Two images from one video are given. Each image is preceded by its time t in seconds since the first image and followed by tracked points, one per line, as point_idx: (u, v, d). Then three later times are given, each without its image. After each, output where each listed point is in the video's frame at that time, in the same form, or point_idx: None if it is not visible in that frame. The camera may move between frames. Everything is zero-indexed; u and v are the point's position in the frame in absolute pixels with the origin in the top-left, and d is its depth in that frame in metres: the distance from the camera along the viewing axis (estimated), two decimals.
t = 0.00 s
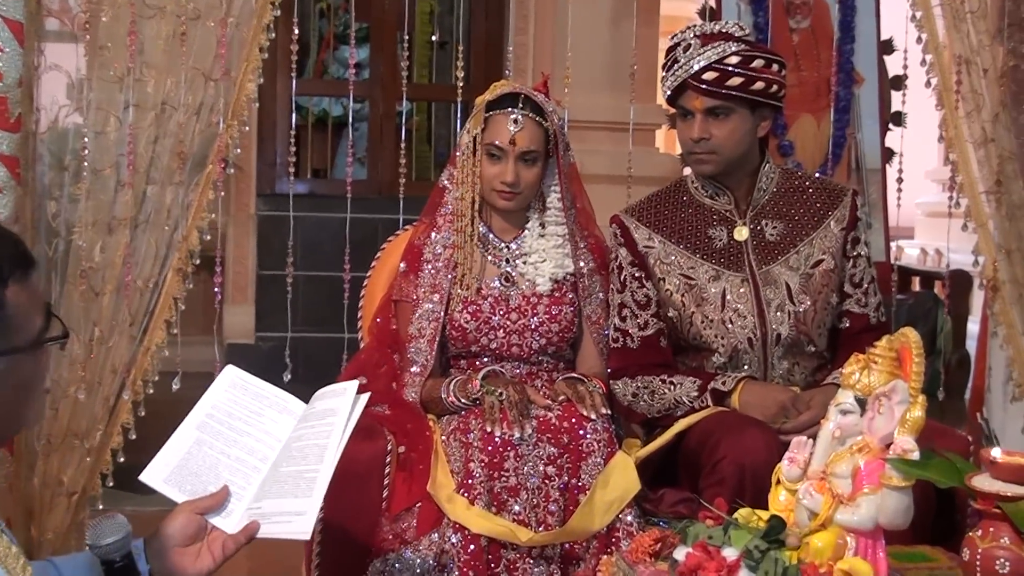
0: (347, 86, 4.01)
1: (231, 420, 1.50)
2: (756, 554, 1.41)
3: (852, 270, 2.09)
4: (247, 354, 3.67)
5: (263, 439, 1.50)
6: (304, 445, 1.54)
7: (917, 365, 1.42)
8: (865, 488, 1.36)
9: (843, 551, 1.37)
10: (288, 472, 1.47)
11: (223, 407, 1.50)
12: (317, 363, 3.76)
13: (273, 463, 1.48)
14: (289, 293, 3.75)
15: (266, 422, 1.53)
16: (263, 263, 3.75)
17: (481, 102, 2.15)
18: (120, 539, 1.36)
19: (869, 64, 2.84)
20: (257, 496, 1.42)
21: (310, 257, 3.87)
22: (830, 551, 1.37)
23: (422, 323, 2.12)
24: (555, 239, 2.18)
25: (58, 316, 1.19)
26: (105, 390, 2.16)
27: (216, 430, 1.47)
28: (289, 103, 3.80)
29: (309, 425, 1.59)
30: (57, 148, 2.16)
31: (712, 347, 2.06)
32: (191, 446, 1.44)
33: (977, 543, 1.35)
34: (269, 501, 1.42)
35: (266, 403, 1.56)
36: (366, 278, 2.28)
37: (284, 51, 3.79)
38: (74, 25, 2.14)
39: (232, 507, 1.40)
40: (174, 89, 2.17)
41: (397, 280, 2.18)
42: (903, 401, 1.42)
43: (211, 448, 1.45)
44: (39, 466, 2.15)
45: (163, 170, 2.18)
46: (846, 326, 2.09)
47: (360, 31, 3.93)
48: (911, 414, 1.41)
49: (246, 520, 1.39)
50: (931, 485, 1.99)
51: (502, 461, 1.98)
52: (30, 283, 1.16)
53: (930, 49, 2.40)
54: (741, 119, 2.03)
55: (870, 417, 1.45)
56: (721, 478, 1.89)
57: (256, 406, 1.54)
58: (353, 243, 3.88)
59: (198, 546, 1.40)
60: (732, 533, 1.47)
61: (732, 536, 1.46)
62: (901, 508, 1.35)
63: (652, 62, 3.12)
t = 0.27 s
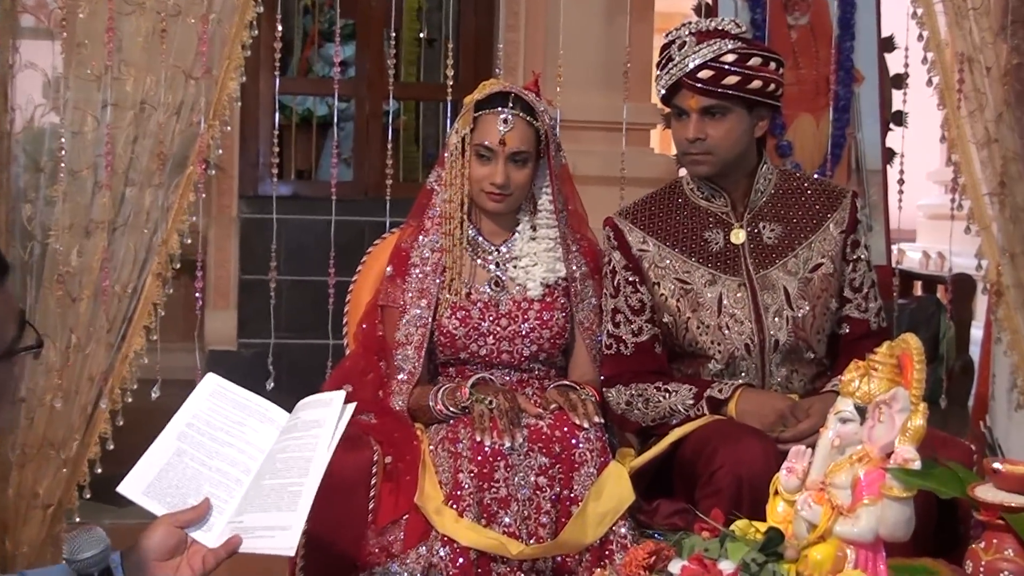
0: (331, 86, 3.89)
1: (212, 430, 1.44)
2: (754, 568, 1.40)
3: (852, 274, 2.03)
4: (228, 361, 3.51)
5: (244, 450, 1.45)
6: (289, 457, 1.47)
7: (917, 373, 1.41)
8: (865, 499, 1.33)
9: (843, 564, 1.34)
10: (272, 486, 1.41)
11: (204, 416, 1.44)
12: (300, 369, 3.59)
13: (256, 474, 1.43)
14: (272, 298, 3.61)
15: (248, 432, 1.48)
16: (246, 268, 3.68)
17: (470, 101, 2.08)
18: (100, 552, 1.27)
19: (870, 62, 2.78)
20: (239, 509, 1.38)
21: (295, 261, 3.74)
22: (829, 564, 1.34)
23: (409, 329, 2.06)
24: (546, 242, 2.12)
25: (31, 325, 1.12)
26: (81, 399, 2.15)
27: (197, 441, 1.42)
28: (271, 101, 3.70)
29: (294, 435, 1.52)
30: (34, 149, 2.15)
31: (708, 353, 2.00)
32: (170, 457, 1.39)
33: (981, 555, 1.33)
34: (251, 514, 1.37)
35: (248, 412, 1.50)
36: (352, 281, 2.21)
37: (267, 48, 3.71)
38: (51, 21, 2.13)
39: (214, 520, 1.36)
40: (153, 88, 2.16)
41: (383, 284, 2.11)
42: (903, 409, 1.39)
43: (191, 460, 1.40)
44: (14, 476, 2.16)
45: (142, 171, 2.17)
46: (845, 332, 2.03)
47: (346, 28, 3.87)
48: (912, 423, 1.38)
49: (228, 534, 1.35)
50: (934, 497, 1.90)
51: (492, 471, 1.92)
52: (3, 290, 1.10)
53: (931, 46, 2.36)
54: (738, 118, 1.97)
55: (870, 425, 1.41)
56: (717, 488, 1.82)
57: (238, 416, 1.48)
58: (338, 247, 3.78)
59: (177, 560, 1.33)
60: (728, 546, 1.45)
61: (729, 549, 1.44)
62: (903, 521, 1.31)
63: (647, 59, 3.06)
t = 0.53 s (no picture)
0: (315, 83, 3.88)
1: (170, 412, 1.33)
2: None
3: (851, 278, 1.98)
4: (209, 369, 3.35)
5: (204, 433, 1.34)
6: (246, 439, 1.35)
7: (917, 379, 1.38)
8: (864, 510, 1.31)
9: None
10: (235, 474, 1.32)
11: (161, 398, 1.33)
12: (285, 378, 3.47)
13: (217, 460, 1.33)
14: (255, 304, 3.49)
15: (207, 412, 1.35)
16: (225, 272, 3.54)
17: (457, 99, 2.02)
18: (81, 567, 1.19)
19: (869, 59, 2.72)
20: (203, 498, 1.31)
21: (277, 264, 3.64)
22: None
23: (394, 332, 2.00)
24: (536, 244, 2.06)
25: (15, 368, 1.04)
26: (56, 408, 2.25)
27: (153, 427, 1.31)
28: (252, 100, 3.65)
29: (247, 414, 1.38)
30: (7, 149, 2.25)
31: (703, 359, 1.94)
32: (128, 446, 1.30)
33: (984, 566, 1.33)
34: (215, 505, 1.31)
35: (206, 388, 1.37)
36: (338, 282, 2.13)
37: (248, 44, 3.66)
38: (23, 17, 2.22)
39: (177, 512, 1.30)
40: (131, 85, 2.25)
41: (368, 283, 2.03)
42: (903, 417, 1.37)
43: (149, 449, 1.31)
44: None
45: (119, 171, 2.27)
46: (844, 337, 1.98)
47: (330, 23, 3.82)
48: (912, 431, 1.36)
49: (191, 527, 1.29)
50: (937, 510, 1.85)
51: (481, 482, 1.85)
52: None
53: (932, 43, 2.31)
54: (732, 120, 1.90)
55: (869, 433, 1.39)
56: (713, 499, 1.77)
57: (195, 394, 1.36)
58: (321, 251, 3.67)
59: None
60: (723, 557, 1.41)
61: (725, 561, 1.41)
62: (902, 531, 1.31)
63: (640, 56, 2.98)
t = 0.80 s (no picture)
0: (297, 79, 3.78)
1: (96, 472, 1.44)
2: None
3: (852, 283, 1.92)
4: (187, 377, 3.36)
5: (135, 490, 1.43)
6: (186, 483, 1.41)
7: (917, 388, 1.33)
8: (865, 522, 1.29)
9: None
10: (179, 511, 1.36)
11: (85, 462, 1.44)
12: (262, 387, 3.41)
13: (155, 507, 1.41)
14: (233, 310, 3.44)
15: (138, 470, 1.45)
16: (204, 275, 3.49)
17: (443, 97, 1.96)
18: None
19: (870, 55, 2.66)
20: (146, 540, 1.36)
21: (259, 268, 3.57)
22: None
23: (381, 339, 1.92)
24: (524, 248, 1.99)
25: None
26: (27, 417, 2.21)
27: (82, 484, 1.42)
28: (232, 98, 3.61)
29: (188, 463, 1.44)
30: None
31: (699, 366, 1.87)
32: (56, 505, 1.40)
33: None
34: (162, 541, 1.34)
35: (134, 452, 1.48)
36: (320, 287, 2.07)
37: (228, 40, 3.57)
38: None
39: (120, 555, 1.36)
40: (106, 82, 2.21)
41: (352, 288, 1.96)
42: (904, 426, 1.33)
43: (81, 504, 1.40)
44: None
45: (93, 172, 2.22)
46: (845, 344, 1.92)
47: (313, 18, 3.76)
48: (914, 440, 1.32)
49: (137, 565, 1.33)
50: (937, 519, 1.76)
51: (468, 494, 1.79)
52: None
53: (934, 38, 2.26)
54: (724, 124, 1.84)
55: (870, 443, 1.36)
56: (708, 512, 1.70)
57: (121, 458, 1.47)
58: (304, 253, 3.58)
59: None
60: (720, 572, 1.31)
61: None
62: (905, 543, 1.28)
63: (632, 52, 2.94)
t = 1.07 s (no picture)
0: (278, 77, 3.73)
1: (115, 484, 1.21)
2: None
3: (852, 289, 1.86)
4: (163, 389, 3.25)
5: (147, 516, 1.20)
6: (194, 542, 1.19)
7: (920, 398, 1.28)
8: (865, 537, 1.25)
9: None
10: None
11: (108, 466, 1.22)
12: (242, 400, 3.33)
13: (158, 552, 1.19)
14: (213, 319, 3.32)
15: (157, 494, 1.22)
16: (181, 281, 3.36)
17: (429, 97, 1.89)
18: None
19: (870, 52, 2.60)
20: None
21: (237, 273, 3.47)
22: None
23: (364, 350, 1.86)
24: (513, 253, 1.93)
25: None
26: None
27: (94, 500, 1.21)
28: (210, 96, 3.56)
29: (207, 514, 1.21)
30: None
31: (693, 376, 1.81)
32: (61, 519, 1.21)
33: None
34: None
35: (160, 466, 1.23)
36: (302, 294, 2.00)
37: (206, 36, 3.54)
38: None
39: None
40: (78, 80, 2.17)
41: (334, 298, 1.90)
42: (907, 437, 1.28)
43: (87, 522, 1.20)
44: None
45: (65, 174, 2.17)
46: (844, 352, 1.86)
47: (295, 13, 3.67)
48: (917, 452, 1.27)
49: None
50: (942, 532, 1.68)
51: (455, 508, 1.73)
52: None
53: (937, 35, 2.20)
54: (721, 125, 1.77)
55: (870, 456, 1.31)
56: (703, 526, 1.64)
57: (147, 470, 1.23)
58: (286, 258, 3.48)
59: None
60: None
61: None
62: (906, 559, 1.23)
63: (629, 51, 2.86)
